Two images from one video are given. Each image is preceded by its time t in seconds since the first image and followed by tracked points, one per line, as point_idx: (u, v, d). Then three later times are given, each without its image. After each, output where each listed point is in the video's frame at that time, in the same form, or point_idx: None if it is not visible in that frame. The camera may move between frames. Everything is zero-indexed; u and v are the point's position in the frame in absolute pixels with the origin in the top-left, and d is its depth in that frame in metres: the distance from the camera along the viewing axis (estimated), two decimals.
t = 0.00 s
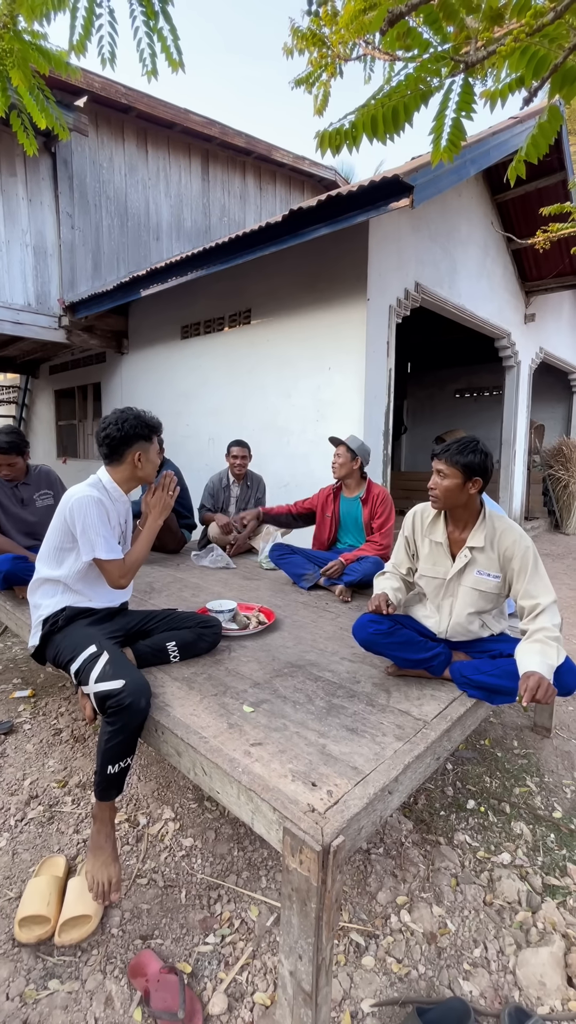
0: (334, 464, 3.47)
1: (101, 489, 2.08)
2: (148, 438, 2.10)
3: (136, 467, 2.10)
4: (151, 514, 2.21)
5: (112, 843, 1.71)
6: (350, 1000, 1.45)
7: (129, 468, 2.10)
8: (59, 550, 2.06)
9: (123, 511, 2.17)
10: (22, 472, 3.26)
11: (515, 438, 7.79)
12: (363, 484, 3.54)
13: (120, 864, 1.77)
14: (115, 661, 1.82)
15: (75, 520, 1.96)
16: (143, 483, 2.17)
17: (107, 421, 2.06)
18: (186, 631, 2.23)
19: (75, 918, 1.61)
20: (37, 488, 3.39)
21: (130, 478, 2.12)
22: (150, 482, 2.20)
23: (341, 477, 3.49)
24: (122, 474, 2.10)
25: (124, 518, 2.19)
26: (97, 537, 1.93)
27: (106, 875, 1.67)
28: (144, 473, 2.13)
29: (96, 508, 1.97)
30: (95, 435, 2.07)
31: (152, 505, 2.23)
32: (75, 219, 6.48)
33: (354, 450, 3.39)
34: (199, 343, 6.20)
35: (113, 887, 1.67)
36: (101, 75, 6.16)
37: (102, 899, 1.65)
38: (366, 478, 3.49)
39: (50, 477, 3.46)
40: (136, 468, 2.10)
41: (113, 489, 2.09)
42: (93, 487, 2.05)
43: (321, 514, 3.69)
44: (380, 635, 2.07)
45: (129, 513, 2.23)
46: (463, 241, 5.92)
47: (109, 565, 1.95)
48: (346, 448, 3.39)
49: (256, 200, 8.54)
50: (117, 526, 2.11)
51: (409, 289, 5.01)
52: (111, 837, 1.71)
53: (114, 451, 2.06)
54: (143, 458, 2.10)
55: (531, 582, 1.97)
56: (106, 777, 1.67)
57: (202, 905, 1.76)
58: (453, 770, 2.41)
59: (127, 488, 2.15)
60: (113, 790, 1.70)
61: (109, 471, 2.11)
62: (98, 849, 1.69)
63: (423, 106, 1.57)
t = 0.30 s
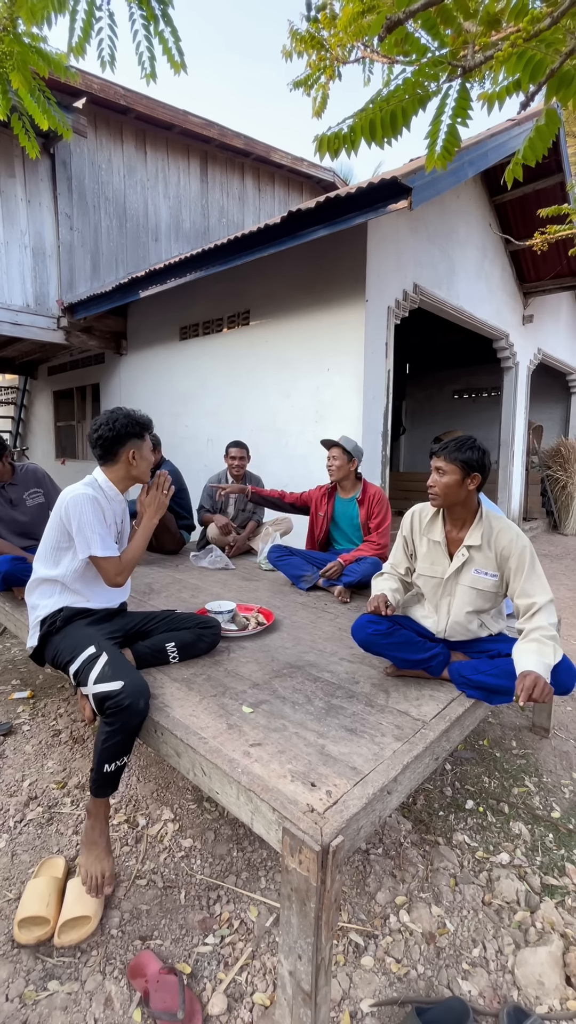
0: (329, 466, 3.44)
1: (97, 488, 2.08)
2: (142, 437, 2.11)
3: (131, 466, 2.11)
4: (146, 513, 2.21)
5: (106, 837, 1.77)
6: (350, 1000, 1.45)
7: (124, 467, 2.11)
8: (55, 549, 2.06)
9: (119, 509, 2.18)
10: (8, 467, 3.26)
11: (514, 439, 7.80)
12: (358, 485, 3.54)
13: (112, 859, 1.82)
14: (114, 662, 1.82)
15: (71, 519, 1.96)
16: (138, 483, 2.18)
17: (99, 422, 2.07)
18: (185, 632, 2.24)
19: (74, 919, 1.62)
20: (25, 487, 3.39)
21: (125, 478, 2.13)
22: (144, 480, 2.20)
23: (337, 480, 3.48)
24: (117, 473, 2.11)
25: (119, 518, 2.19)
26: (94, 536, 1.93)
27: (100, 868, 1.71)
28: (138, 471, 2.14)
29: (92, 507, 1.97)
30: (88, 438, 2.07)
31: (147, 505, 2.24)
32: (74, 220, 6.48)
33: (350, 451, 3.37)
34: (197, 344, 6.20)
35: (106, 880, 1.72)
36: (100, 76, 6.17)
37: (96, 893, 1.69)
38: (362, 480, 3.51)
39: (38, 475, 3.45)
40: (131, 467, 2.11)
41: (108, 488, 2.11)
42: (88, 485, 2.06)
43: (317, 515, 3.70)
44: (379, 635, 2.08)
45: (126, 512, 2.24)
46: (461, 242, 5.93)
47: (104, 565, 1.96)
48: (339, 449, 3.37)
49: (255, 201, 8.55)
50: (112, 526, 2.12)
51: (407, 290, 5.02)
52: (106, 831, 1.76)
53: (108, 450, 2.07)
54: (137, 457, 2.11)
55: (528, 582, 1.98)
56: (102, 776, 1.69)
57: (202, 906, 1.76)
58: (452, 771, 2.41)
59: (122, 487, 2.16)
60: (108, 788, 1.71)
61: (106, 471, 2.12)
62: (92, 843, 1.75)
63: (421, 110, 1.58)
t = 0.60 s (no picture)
0: (325, 471, 3.43)
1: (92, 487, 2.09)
2: (136, 436, 2.12)
3: (126, 465, 2.11)
4: (139, 512, 2.21)
5: (101, 827, 1.77)
6: (349, 1000, 1.46)
7: (119, 467, 2.11)
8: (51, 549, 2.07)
9: (115, 508, 2.18)
10: None
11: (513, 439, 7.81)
12: (356, 489, 3.54)
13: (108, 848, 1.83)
14: (115, 657, 1.83)
15: (64, 519, 1.97)
16: (134, 482, 2.18)
17: (95, 423, 2.09)
18: (185, 632, 2.24)
19: (74, 920, 1.62)
20: (18, 487, 3.40)
21: (120, 476, 2.12)
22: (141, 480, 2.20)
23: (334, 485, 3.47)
24: (113, 472, 2.11)
25: (115, 517, 2.19)
26: (85, 534, 1.93)
27: (94, 857, 1.72)
28: (134, 470, 2.14)
29: (84, 506, 1.98)
30: (84, 439, 2.09)
31: (140, 505, 2.25)
32: (74, 221, 6.49)
33: (346, 456, 3.35)
34: (197, 345, 6.21)
35: (101, 868, 1.73)
36: (100, 78, 6.18)
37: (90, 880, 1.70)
38: (358, 483, 3.51)
39: (31, 475, 3.45)
40: (127, 465, 2.11)
41: (103, 487, 2.10)
42: (83, 484, 2.06)
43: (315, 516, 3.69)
44: (377, 635, 2.09)
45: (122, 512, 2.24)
46: (460, 243, 5.94)
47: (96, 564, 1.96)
48: (335, 453, 3.35)
49: (254, 202, 8.56)
50: (107, 525, 2.12)
51: (406, 291, 5.02)
52: (101, 822, 1.76)
53: (103, 448, 2.07)
54: (132, 456, 2.11)
55: (527, 581, 1.99)
56: (100, 769, 1.70)
57: (201, 906, 1.76)
58: (451, 771, 2.42)
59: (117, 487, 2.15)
60: (104, 781, 1.72)
61: (100, 471, 2.12)
62: (88, 833, 1.75)
63: (420, 113, 1.59)
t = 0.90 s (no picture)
0: (323, 473, 3.42)
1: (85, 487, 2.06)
2: (120, 428, 2.17)
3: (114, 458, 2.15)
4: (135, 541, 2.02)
5: (96, 818, 1.78)
6: (349, 1000, 1.46)
7: (108, 460, 2.15)
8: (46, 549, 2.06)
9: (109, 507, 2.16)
10: None
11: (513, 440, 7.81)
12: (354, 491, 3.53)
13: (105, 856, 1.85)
14: (120, 645, 1.85)
15: (53, 519, 1.95)
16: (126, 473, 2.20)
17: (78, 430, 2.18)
18: (185, 633, 2.24)
19: (73, 921, 1.62)
20: (17, 488, 3.40)
21: (111, 470, 2.16)
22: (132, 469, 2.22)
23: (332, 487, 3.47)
24: (103, 467, 2.15)
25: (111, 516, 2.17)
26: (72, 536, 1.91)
27: (91, 847, 1.75)
28: (123, 459, 2.17)
29: (74, 507, 1.95)
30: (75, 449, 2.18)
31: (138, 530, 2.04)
32: (73, 222, 6.49)
33: (344, 459, 3.35)
34: (197, 346, 6.21)
35: (99, 858, 1.76)
36: (100, 79, 6.19)
37: (88, 870, 1.74)
38: (357, 485, 3.50)
39: (29, 475, 3.45)
40: (115, 458, 2.15)
41: (98, 482, 2.12)
42: (78, 485, 2.03)
43: (313, 519, 3.69)
44: (377, 634, 2.09)
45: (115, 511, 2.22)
46: (460, 244, 5.95)
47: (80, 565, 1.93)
48: (333, 455, 3.34)
49: (254, 203, 8.56)
50: (101, 526, 2.09)
51: (406, 292, 5.03)
52: (95, 813, 1.77)
53: (90, 446, 2.13)
54: (119, 445, 2.16)
55: (526, 581, 2.00)
56: (100, 755, 1.69)
57: (202, 906, 1.76)
58: (451, 771, 2.42)
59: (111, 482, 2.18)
60: (101, 770, 1.71)
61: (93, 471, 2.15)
62: (82, 824, 1.76)
63: (418, 115, 1.59)
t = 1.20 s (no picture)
0: (324, 474, 3.41)
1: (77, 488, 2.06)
2: (113, 429, 2.18)
3: (107, 458, 2.16)
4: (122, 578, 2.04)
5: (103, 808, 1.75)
6: (349, 1000, 1.46)
7: (101, 461, 2.16)
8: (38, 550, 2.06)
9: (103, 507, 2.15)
10: None
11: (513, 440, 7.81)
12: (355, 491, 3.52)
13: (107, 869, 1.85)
14: (122, 628, 1.85)
15: (42, 519, 1.96)
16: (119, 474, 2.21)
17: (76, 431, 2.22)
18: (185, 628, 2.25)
19: (73, 921, 1.62)
20: (16, 489, 3.41)
21: (103, 471, 2.17)
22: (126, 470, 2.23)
23: (332, 489, 3.46)
24: (96, 468, 2.16)
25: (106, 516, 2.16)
26: (58, 537, 1.91)
27: (100, 838, 1.69)
28: (116, 460, 2.18)
29: (63, 508, 1.94)
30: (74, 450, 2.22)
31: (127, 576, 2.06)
32: (73, 222, 6.50)
33: (346, 459, 3.35)
34: (197, 346, 6.21)
35: (108, 849, 1.69)
36: (100, 80, 6.20)
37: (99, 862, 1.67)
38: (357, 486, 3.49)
39: (28, 476, 3.46)
40: (107, 458, 2.16)
41: (91, 483, 2.13)
42: (71, 488, 2.02)
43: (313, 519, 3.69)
44: (377, 635, 2.09)
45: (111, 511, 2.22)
46: (460, 244, 5.95)
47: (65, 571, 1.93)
48: (335, 456, 3.34)
49: (254, 203, 8.56)
50: (93, 526, 2.08)
51: (406, 292, 5.03)
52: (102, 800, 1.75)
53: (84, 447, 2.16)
54: (111, 446, 2.16)
55: (524, 581, 1.99)
56: (106, 739, 1.71)
57: (202, 906, 1.76)
58: (451, 771, 2.42)
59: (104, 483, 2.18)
60: (107, 753, 1.72)
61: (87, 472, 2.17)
62: (89, 815, 1.72)
63: (419, 116, 1.60)
